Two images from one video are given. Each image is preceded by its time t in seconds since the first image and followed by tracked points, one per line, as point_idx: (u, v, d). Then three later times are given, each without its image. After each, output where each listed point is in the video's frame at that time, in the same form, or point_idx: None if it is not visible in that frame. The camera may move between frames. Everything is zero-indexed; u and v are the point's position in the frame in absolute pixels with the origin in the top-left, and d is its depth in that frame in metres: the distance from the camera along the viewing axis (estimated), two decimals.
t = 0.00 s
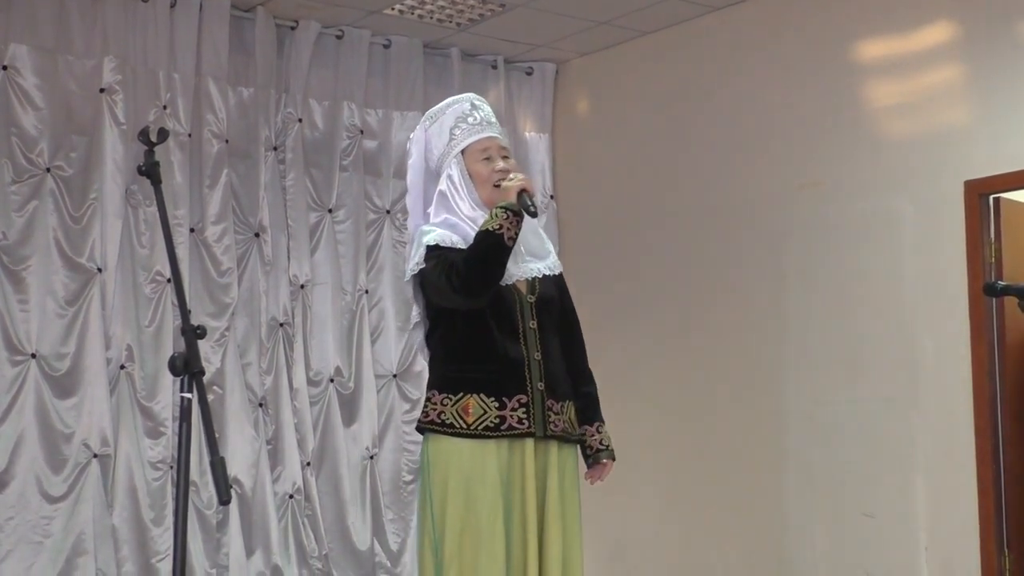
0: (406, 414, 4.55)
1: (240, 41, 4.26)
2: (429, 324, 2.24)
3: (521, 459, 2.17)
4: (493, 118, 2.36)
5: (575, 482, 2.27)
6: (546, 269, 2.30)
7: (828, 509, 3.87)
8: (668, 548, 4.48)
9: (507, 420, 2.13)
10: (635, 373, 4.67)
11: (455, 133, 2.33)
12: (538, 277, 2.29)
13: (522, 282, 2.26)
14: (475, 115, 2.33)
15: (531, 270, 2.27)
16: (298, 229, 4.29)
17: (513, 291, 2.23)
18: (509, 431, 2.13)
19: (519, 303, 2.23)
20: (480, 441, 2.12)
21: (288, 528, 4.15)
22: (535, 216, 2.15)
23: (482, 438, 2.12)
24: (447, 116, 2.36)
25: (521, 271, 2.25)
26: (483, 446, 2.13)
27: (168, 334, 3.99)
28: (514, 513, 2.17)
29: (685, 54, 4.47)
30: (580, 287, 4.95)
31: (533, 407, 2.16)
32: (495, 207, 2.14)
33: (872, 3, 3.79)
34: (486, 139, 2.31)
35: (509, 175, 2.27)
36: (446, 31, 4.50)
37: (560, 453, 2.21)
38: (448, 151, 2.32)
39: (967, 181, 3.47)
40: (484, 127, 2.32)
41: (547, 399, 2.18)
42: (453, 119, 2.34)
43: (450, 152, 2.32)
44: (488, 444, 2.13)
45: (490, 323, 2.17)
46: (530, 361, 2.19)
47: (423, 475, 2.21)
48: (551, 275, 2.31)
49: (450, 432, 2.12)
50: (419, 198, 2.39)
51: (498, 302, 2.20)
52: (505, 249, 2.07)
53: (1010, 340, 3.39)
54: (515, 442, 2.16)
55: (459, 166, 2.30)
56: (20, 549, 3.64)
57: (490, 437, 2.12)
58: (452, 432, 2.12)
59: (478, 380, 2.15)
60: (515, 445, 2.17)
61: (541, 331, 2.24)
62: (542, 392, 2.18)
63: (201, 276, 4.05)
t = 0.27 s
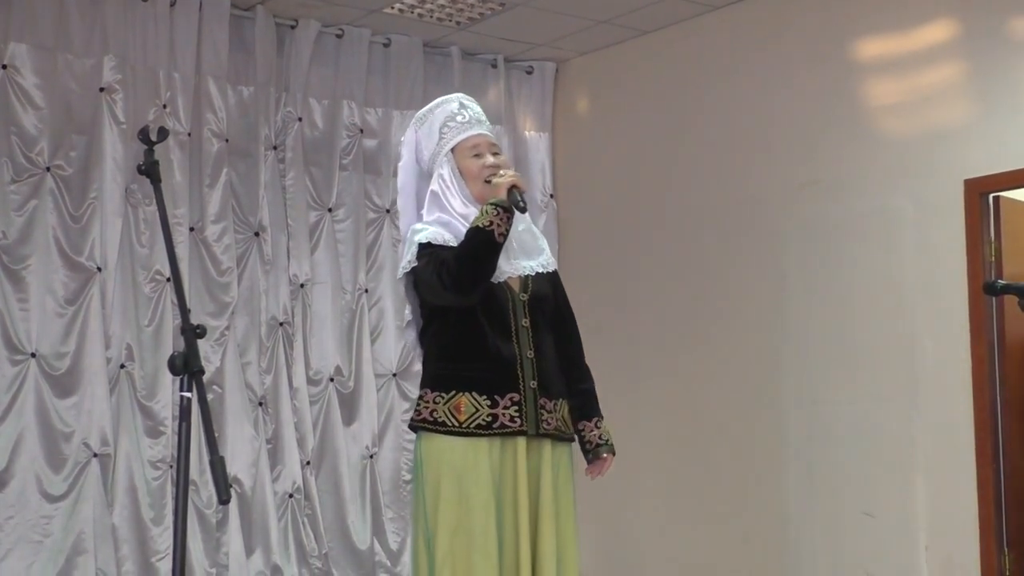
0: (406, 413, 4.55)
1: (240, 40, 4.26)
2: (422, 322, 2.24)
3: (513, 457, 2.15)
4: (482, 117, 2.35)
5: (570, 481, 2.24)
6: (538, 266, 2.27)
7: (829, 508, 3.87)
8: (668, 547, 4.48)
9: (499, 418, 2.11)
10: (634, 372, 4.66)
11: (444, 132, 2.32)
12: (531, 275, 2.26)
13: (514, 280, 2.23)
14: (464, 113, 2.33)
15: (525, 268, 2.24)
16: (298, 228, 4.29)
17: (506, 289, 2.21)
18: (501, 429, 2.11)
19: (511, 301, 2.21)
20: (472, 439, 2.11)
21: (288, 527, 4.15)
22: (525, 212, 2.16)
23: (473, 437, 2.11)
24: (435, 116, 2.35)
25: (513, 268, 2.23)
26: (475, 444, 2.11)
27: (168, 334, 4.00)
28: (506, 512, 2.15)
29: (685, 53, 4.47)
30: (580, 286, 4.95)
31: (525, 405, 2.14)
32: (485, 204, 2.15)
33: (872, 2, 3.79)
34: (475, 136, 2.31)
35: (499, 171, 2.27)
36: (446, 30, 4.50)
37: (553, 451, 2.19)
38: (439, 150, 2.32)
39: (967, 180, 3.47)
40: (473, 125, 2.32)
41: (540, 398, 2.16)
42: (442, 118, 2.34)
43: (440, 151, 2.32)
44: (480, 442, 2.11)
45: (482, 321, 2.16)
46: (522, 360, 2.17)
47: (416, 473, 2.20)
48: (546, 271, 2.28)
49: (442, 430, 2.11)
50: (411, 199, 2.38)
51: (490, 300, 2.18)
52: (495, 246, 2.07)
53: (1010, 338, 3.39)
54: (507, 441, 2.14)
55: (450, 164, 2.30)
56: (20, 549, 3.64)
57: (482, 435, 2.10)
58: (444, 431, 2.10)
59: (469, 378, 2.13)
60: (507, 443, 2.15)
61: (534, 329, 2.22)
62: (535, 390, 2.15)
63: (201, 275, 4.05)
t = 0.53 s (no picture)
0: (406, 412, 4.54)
1: (240, 40, 4.26)
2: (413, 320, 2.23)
3: (503, 455, 2.14)
4: (473, 115, 2.35)
5: (561, 481, 2.23)
6: (528, 265, 2.26)
7: (829, 507, 3.87)
8: (667, 547, 4.48)
9: (489, 416, 2.11)
10: (634, 372, 4.67)
11: (436, 130, 2.32)
12: (521, 273, 2.26)
13: (506, 277, 2.23)
14: (455, 111, 2.33)
15: (515, 266, 2.24)
16: (298, 227, 4.29)
17: (496, 287, 2.21)
18: (491, 427, 2.10)
19: (503, 300, 2.20)
20: (462, 437, 2.10)
21: (288, 526, 4.15)
22: (517, 207, 2.17)
23: (463, 435, 2.10)
24: (427, 114, 2.35)
25: (505, 266, 2.22)
26: (465, 442, 2.10)
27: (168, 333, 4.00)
28: (496, 511, 2.13)
29: (684, 52, 4.47)
30: (580, 286, 4.95)
31: (515, 404, 2.13)
32: (478, 199, 2.15)
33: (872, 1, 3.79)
34: (467, 134, 2.30)
35: (490, 167, 2.27)
36: (446, 29, 4.50)
37: (543, 451, 2.18)
38: (431, 148, 2.32)
39: (967, 179, 3.47)
40: (464, 123, 2.32)
41: (530, 397, 2.16)
42: (434, 116, 2.34)
43: (432, 149, 2.32)
44: (470, 440, 2.10)
45: (473, 319, 2.16)
46: (513, 358, 2.17)
47: (406, 473, 2.19)
48: (537, 269, 2.28)
49: (432, 428, 2.10)
50: (402, 197, 2.38)
51: (482, 299, 2.18)
52: (488, 242, 2.07)
53: (1011, 336, 3.39)
54: (497, 440, 2.13)
55: (441, 161, 2.29)
56: (20, 548, 3.64)
57: (472, 433, 2.10)
58: (433, 429, 2.10)
59: (460, 374, 2.13)
60: (497, 441, 2.13)
61: (525, 328, 2.21)
62: (525, 388, 2.16)
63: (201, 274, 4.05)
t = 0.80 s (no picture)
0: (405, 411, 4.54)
1: (240, 38, 4.26)
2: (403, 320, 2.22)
3: (495, 455, 2.14)
4: (470, 115, 2.36)
5: (552, 480, 2.24)
6: (519, 265, 2.28)
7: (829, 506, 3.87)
8: (667, 546, 4.48)
9: (481, 417, 2.10)
10: (634, 371, 4.67)
11: (431, 127, 2.32)
12: (512, 274, 2.27)
13: (496, 279, 2.24)
14: (452, 110, 2.33)
15: (505, 268, 2.25)
16: (298, 226, 4.29)
17: (487, 288, 2.21)
18: (483, 427, 2.10)
19: (494, 300, 2.21)
20: (454, 438, 2.09)
21: (288, 525, 4.15)
22: (509, 212, 2.15)
23: (455, 435, 2.09)
24: (423, 111, 2.35)
25: (495, 268, 2.24)
26: (457, 442, 2.10)
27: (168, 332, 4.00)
28: (489, 511, 2.13)
29: (684, 51, 4.47)
30: (580, 285, 4.96)
31: (506, 404, 2.13)
32: (470, 202, 2.13)
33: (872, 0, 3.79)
34: (463, 134, 2.30)
35: (484, 171, 2.27)
36: (446, 28, 4.50)
37: (535, 452, 2.17)
38: (425, 145, 2.31)
39: (967, 178, 3.47)
40: (460, 123, 2.32)
41: (521, 397, 2.16)
42: (430, 113, 2.34)
43: (426, 146, 2.31)
44: (462, 440, 2.10)
45: (464, 319, 2.15)
46: (504, 358, 2.17)
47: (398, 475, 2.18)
48: (526, 271, 2.29)
49: (423, 428, 2.09)
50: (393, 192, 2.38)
51: (472, 300, 2.18)
52: (480, 246, 2.06)
53: (1010, 335, 3.39)
54: (489, 439, 2.13)
55: (434, 160, 2.29)
56: (20, 547, 3.64)
57: (464, 434, 2.09)
58: (425, 429, 2.09)
59: (451, 375, 2.12)
60: (488, 441, 2.13)
61: (515, 328, 2.22)
62: (516, 388, 2.16)
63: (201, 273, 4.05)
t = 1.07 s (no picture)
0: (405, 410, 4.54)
1: (240, 38, 4.25)
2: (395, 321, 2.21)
3: (489, 455, 2.14)
4: (466, 115, 2.35)
5: (545, 479, 2.25)
6: (512, 265, 2.29)
7: (829, 505, 3.87)
8: (667, 545, 4.49)
9: (475, 417, 2.11)
10: (634, 371, 4.67)
11: (426, 126, 2.32)
12: (505, 274, 2.28)
13: (489, 280, 2.24)
14: (448, 110, 2.32)
15: (497, 269, 2.26)
16: (298, 226, 4.29)
17: (481, 288, 2.21)
18: (477, 428, 2.10)
19: (487, 300, 2.21)
20: (449, 438, 2.09)
21: (289, 524, 4.15)
22: (504, 214, 2.17)
23: (450, 435, 2.09)
24: (419, 109, 2.34)
25: (488, 269, 2.24)
26: (452, 443, 2.10)
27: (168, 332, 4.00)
28: (484, 512, 2.14)
29: (684, 51, 4.47)
30: (580, 284, 4.96)
31: (500, 404, 2.14)
32: (465, 203, 2.14)
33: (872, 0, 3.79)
34: (458, 135, 2.29)
35: (478, 173, 2.25)
36: (446, 27, 4.50)
37: (529, 451, 2.18)
38: (419, 144, 2.31)
39: (967, 177, 3.47)
40: (456, 123, 2.32)
41: (515, 397, 2.17)
42: (426, 112, 2.33)
43: (420, 146, 2.31)
44: (457, 440, 2.10)
45: (458, 320, 2.15)
46: (497, 358, 2.17)
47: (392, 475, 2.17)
48: (517, 272, 2.30)
49: (418, 428, 2.09)
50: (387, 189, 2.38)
51: (466, 300, 2.18)
52: (475, 248, 2.06)
53: (1010, 334, 3.39)
54: (483, 439, 2.13)
55: (428, 160, 2.28)
56: (20, 546, 3.64)
57: (459, 434, 2.09)
58: (419, 429, 2.08)
59: (445, 375, 2.12)
60: (483, 441, 2.13)
61: (508, 328, 2.22)
62: (510, 388, 2.16)
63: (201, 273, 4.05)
